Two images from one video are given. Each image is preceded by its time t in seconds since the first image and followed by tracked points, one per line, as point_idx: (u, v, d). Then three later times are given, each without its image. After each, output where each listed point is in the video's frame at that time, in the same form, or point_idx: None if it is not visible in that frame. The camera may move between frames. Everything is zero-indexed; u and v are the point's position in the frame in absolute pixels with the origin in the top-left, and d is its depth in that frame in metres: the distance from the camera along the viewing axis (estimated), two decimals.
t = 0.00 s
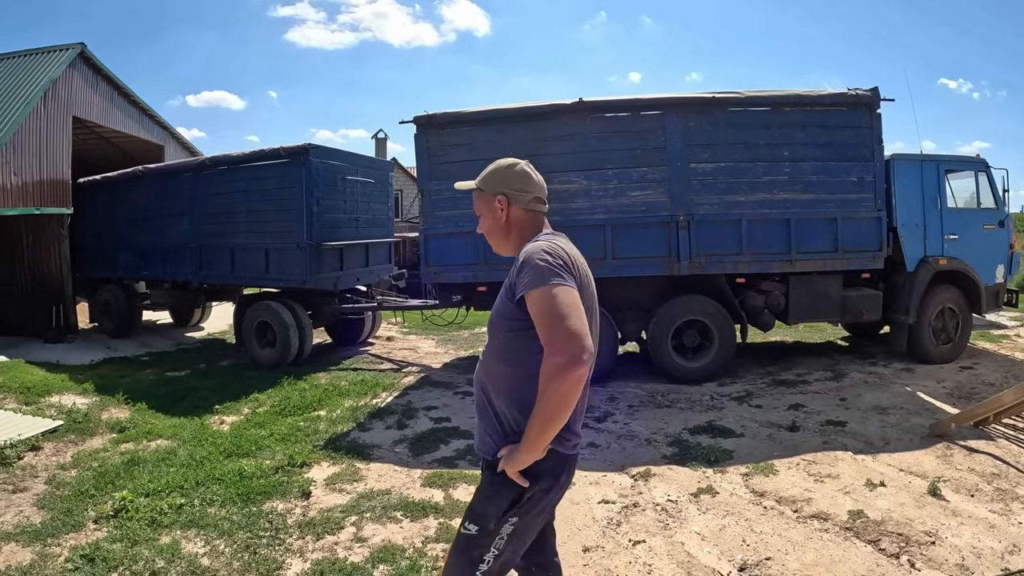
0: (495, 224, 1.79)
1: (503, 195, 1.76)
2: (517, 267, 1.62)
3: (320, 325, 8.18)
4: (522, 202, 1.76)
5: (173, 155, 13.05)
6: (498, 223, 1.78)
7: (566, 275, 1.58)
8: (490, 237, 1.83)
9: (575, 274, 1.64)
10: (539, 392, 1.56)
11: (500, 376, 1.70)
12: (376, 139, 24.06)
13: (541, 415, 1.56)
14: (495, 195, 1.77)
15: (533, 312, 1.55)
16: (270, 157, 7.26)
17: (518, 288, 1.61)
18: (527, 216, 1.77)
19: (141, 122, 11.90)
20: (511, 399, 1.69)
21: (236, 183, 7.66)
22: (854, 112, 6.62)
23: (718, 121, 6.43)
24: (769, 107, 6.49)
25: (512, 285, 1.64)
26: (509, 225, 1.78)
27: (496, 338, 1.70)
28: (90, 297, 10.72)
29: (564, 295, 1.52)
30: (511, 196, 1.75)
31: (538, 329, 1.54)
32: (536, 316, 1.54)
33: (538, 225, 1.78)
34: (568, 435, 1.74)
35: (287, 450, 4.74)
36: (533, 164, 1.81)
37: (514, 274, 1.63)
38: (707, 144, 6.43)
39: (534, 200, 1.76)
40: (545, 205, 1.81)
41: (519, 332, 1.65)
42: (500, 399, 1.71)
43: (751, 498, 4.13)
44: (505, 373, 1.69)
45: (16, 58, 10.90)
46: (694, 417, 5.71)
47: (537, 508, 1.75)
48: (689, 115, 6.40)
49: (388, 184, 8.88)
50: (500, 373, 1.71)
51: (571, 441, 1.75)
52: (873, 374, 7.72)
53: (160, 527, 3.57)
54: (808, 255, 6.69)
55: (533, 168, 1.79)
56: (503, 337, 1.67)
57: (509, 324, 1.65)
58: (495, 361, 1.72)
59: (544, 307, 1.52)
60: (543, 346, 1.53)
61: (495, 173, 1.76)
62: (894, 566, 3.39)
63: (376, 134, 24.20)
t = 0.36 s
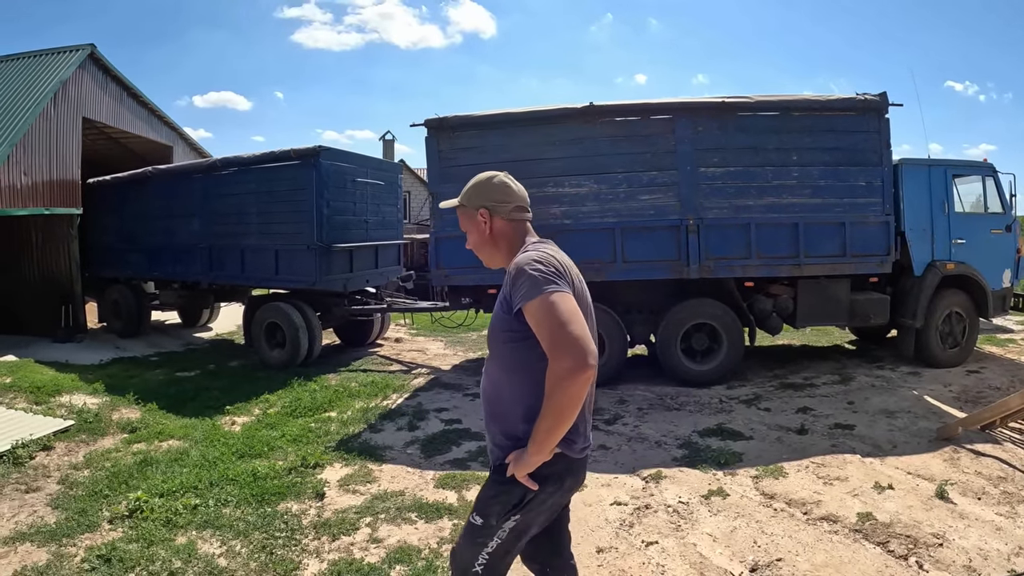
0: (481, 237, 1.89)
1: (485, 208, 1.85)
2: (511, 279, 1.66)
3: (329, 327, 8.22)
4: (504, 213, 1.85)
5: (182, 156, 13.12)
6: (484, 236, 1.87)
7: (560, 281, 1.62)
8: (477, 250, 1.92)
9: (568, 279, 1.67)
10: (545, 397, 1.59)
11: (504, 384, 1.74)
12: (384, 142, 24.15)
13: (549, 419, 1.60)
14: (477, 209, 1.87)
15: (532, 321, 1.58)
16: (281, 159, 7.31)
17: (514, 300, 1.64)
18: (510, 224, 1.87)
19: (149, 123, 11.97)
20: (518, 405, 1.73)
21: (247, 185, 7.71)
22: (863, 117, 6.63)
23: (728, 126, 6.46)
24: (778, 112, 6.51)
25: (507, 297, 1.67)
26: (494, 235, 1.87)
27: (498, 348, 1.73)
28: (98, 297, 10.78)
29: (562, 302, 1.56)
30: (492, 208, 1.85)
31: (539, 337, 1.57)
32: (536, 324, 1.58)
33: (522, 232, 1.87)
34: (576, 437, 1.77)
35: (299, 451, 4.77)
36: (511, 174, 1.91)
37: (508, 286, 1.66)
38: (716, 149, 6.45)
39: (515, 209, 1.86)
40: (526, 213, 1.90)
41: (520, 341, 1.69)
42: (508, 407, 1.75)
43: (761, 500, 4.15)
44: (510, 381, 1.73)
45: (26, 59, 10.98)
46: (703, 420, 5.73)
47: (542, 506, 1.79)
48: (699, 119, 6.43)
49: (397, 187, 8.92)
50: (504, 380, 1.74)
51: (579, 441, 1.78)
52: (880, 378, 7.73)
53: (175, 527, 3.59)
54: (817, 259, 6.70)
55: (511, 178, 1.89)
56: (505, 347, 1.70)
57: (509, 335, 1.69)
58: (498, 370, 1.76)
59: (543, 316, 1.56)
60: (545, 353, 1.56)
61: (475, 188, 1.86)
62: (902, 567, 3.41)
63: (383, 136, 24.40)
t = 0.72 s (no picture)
0: (457, 232, 2.00)
1: (466, 208, 1.96)
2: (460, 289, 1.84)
3: (338, 329, 8.33)
4: (484, 216, 1.96)
5: (190, 159, 13.25)
6: (460, 233, 1.98)
7: (499, 299, 1.77)
8: (452, 245, 2.04)
9: (514, 297, 1.81)
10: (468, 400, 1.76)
11: (452, 382, 1.94)
12: (389, 146, 24.28)
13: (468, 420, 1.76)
14: (460, 205, 1.98)
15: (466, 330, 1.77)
16: (292, 164, 7.42)
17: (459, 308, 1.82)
18: (487, 229, 1.98)
19: (159, 127, 12.11)
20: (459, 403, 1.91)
21: (258, 189, 7.81)
22: (868, 125, 6.71)
23: (735, 134, 6.55)
24: (784, 120, 6.60)
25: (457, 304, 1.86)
26: (469, 235, 1.98)
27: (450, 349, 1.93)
28: (108, 299, 10.89)
29: (491, 318, 1.71)
30: (473, 209, 1.95)
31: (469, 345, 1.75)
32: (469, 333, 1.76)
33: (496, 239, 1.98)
34: (518, 440, 1.89)
35: (312, 452, 4.86)
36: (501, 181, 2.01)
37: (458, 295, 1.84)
38: (723, 156, 6.54)
39: (495, 216, 1.96)
40: (506, 221, 2.00)
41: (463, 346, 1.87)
42: (453, 403, 1.94)
43: (766, 501, 4.23)
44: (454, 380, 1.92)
45: (39, 62, 11.12)
46: (708, 423, 5.81)
47: (496, 497, 1.90)
48: (705, 128, 6.52)
49: (406, 192, 9.03)
50: (452, 380, 1.94)
51: (526, 443, 1.91)
52: (883, 383, 7.80)
53: (193, 525, 3.67)
54: (821, 265, 6.78)
55: (500, 185, 1.99)
56: (452, 350, 1.89)
57: (456, 339, 1.88)
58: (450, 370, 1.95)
59: (473, 327, 1.73)
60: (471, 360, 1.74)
61: (462, 186, 1.97)
62: (902, 565, 3.49)
63: (389, 141, 24.54)
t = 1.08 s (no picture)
0: (433, 230, 2.14)
1: (443, 207, 2.10)
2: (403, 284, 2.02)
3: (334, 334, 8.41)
4: (459, 218, 2.10)
5: (189, 164, 13.34)
6: (435, 230, 2.12)
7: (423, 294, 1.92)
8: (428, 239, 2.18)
9: (440, 292, 1.95)
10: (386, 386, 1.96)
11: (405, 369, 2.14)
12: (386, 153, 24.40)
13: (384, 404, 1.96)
14: (440, 205, 2.12)
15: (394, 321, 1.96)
16: (291, 169, 7.52)
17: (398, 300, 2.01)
18: (460, 230, 2.11)
19: (158, 131, 12.20)
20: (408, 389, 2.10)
21: (257, 194, 7.90)
22: (858, 136, 6.84)
23: (728, 144, 6.68)
24: (776, 131, 6.73)
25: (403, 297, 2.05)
26: (443, 233, 2.12)
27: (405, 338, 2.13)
28: (105, 301, 10.95)
29: (406, 312, 1.88)
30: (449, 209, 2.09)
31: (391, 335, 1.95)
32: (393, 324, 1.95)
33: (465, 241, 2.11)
34: (455, 428, 2.00)
35: (309, 453, 4.94)
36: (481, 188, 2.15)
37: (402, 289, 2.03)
38: (717, 166, 6.67)
39: (469, 219, 2.10)
40: (480, 226, 2.13)
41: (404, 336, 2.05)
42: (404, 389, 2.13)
43: (753, 502, 4.33)
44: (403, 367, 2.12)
45: (40, 65, 11.21)
46: (699, 427, 5.91)
47: (448, 476, 2.03)
48: (699, 138, 6.65)
49: (403, 199, 9.14)
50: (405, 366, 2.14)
51: (467, 432, 2.00)
52: (872, 390, 7.92)
53: (193, 522, 3.74)
54: (812, 273, 6.91)
55: (478, 192, 2.13)
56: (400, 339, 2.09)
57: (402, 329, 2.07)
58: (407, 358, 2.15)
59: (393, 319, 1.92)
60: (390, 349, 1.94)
61: (444, 186, 2.09)
62: (885, 563, 3.59)
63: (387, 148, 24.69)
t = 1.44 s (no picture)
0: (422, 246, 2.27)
1: (431, 225, 2.24)
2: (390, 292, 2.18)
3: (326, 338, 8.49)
4: (443, 235, 2.21)
5: (183, 168, 13.41)
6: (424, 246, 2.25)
7: (404, 303, 2.07)
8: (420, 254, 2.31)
9: (417, 300, 2.09)
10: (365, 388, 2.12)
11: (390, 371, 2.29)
12: (380, 159, 24.47)
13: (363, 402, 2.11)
14: (429, 223, 2.25)
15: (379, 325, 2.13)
16: (284, 175, 7.61)
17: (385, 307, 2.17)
18: (444, 247, 2.22)
19: (152, 135, 12.27)
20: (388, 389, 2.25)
21: (250, 199, 7.99)
22: (844, 145, 6.97)
23: (714, 153, 6.80)
24: (762, 140, 6.86)
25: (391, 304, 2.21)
26: (430, 249, 2.25)
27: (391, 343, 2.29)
28: (97, 304, 10.98)
29: (388, 318, 2.05)
30: (436, 227, 2.22)
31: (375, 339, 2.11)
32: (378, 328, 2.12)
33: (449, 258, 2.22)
34: (423, 424, 2.15)
35: (298, 454, 5.02)
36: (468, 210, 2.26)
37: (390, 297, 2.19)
38: (703, 174, 6.79)
39: (453, 237, 2.20)
40: (463, 243, 2.24)
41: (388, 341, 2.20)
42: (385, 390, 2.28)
43: (733, 504, 4.43)
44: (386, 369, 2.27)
45: (35, 68, 11.28)
46: (683, 432, 6.02)
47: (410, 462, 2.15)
48: (686, 147, 6.77)
49: (395, 205, 9.24)
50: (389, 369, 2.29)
51: (431, 425, 2.15)
52: (857, 395, 8.04)
53: (184, 519, 3.81)
54: (797, 280, 7.03)
55: (464, 212, 2.25)
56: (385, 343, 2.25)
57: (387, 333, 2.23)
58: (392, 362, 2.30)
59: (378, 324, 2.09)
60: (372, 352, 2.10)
61: (434, 206, 2.24)
62: (860, 564, 3.69)
63: (380, 154, 24.86)
